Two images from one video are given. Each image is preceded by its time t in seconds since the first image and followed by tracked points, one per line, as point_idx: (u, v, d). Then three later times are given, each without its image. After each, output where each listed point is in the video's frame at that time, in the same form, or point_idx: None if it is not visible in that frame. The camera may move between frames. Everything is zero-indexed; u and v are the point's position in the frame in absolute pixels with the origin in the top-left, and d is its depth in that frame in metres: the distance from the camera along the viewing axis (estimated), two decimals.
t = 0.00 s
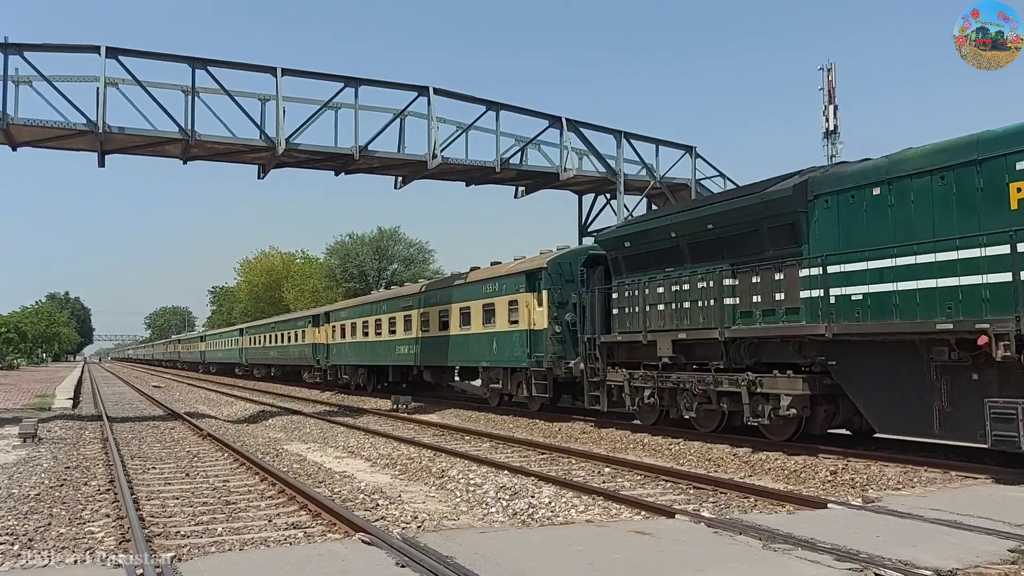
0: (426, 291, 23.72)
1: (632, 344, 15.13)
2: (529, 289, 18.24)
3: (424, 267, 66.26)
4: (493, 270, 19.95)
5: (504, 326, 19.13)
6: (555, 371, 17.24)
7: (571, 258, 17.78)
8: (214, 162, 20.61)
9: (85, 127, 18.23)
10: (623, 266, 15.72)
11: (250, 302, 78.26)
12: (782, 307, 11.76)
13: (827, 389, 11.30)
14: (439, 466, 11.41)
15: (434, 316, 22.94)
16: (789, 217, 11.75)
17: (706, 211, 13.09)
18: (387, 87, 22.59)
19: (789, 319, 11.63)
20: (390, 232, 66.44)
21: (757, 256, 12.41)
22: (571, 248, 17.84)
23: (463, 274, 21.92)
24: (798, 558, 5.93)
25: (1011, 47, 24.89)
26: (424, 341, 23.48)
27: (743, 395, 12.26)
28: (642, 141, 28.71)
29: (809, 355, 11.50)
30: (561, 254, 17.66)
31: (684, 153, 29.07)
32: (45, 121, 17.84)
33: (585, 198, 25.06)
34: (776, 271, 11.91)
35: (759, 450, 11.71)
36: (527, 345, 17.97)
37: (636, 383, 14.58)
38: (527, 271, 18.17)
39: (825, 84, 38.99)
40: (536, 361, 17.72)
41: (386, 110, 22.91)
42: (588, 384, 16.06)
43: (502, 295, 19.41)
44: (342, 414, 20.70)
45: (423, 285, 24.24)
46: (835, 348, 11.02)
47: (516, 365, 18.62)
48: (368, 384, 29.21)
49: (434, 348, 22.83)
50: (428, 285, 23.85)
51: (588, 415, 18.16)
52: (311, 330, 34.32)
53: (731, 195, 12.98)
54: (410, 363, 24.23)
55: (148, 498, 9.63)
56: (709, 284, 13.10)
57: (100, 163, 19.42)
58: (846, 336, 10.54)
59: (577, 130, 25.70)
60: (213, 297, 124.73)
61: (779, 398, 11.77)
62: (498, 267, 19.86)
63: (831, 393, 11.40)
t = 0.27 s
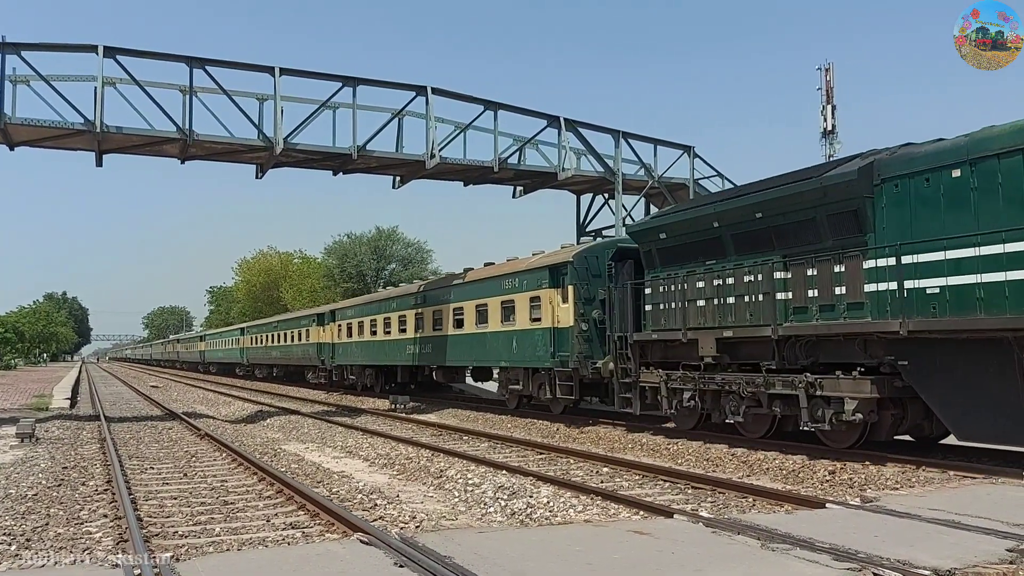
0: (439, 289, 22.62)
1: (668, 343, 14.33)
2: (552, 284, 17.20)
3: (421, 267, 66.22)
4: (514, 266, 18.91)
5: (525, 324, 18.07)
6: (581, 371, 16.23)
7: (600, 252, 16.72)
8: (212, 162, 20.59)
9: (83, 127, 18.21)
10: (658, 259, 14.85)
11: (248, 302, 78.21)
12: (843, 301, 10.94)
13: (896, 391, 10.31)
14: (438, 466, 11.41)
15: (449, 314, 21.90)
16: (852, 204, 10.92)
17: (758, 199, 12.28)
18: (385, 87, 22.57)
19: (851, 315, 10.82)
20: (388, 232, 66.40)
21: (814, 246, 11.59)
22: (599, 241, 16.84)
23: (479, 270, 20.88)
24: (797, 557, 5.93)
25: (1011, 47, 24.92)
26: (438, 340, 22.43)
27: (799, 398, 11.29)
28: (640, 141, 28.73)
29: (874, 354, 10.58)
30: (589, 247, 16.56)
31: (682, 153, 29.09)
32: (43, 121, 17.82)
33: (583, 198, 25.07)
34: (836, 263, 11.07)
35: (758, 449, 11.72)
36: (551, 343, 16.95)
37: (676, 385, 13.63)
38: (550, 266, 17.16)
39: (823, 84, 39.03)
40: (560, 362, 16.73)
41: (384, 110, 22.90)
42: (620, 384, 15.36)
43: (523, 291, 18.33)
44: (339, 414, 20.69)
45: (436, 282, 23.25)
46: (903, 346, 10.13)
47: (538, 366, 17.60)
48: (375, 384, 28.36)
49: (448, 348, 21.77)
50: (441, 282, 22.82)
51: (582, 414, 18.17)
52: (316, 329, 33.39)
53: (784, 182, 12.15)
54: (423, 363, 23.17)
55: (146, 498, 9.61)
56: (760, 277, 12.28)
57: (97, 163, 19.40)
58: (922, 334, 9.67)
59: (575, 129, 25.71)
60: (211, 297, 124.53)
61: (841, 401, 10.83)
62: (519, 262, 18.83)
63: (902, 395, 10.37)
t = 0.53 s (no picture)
0: (450, 285, 21.43)
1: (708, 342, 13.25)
2: (578, 280, 16.16)
3: (420, 267, 66.20)
4: (534, 261, 17.75)
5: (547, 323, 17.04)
6: (610, 373, 15.10)
7: (630, 245, 15.57)
8: (211, 162, 20.58)
9: (81, 127, 18.20)
10: (696, 253, 13.77)
11: (246, 302, 78.18)
12: (914, 297, 9.88)
13: (979, 394, 9.44)
14: (436, 466, 11.40)
15: (462, 312, 20.75)
16: (927, 188, 9.89)
17: (815, 184, 11.25)
18: (384, 87, 22.56)
19: (923, 312, 9.78)
20: (386, 232, 66.38)
21: (879, 236, 10.54)
22: (628, 234, 15.66)
23: (495, 266, 19.68)
24: (795, 557, 5.93)
25: (1011, 47, 24.93)
26: (450, 339, 21.29)
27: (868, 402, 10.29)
28: (638, 142, 28.73)
29: (954, 355, 9.65)
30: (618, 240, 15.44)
31: (680, 153, 29.09)
32: (41, 121, 17.80)
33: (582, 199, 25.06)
34: (907, 253, 10.01)
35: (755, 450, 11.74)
36: (578, 342, 15.94)
37: (720, 388, 12.62)
38: (576, 260, 16.03)
39: (821, 85, 39.06)
40: (588, 362, 15.73)
41: (382, 110, 22.89)
42: (654, 388, 14.25)
43: (545, 287, 17.26)
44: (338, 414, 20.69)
45: (446, 279, 22.06)
46: (989, 345, 9.27)
47: (563, 367, 16.56)
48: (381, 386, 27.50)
49: (461, 347, 20.65)
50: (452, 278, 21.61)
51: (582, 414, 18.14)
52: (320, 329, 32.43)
53: (846, 164, 11.08)
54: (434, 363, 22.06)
55: (144, 499, 9.60)
56: (818, 270, 11.20)
57: (96, 163, 19.39)
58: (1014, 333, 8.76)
59: (574, 130, 25.70)
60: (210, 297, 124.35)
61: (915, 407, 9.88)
62: (540, 257, 17.67)
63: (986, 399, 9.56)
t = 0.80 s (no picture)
0: (465, 282, 20.35)
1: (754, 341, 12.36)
2: (607, 275, 15.15)
3: (418, 267, 66.20)
4: (558, 255, 16.71)
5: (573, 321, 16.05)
6: (643, 374, 14.19)
7: (665, 237, 14.52)
8: (208, 162, 20.57)
9: (78, 127, 18.18)
10: (740, 245, 12.83)
11: (244, 302, 78.15)
12: (997, 290, 8.97)
13: None
14: (434, 466, 11.40)
15: (478, 310, 19.70)
16: (1013, 170, 8.93)
17: (880, 167, 10.30)
18: (382, 87, 22.56)
19: (1008, 307, 8.86)
20: (384, 232, 66.36)
21: (953, 225, 9.67)
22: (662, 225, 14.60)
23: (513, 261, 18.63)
24: (792, 557, 5.94)
25: (1011, 47, 24.95)
26: (465, 338, 20.27)
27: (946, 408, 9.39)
28: (636, 142, 28.75)
29: None
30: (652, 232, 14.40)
31: (678, 153, 29.09)
32: (38, 121, 17.78)
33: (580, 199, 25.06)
34: (988, 243, 9.10)
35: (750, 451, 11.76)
36: (608, 341, 14.98)
37: (771, 392, 11.71)
38: (605, 254, 15.02)
39: (819, 85, 39.10)
40: (618, 362, 14.78)
41: (380, 110, 22.90)
42: (693, 390, 13.32)
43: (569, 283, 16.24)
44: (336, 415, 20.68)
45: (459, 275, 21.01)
46: None
47: (591, 367, 15.59)
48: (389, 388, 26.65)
49: (477, 347, 19.63)
50: (466, 274, 20.56)
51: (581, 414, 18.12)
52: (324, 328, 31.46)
53: (917, 147, 10.14)
54: (448, 364, 21.05)
55: (142, 499, 9.60)
56: (883, 262, 10.34)
57: (93, 163, 19.37)
58: None
59: (572, 130, 25.70)
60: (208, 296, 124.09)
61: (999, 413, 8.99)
62: (564, 251, 16.65)
63: None
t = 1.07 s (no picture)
0: (482, 279, 19.34)
1: (807, 340, 11.40)
2: (640, 270, 14.22)
3: (417, 267, 66.20)
4: (584, 248, 15.77)
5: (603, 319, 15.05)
6: (681, 375, 13.25)
7: (704, 230, 13.68)
8: (206, 162, 20.56)
9: (76, 127, 18.17)
10: (790, 236, 11.89)
11: (242, 302, 78.10)
12: None
13: None
14: (432, 466, 11.42)
15: (496, 307, 18.69)
16: (1017, 169, 8.90)
17: (924, 157, 9.75)
18: (380, 87, 22.56)
19: None
20: (383, 232, 66.34)
21: None
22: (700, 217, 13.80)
23: (535, 256, 17.66)
24: (791, 557, 5.94)
25: (1011, 47, 24.97)
26: (482, 337, 19.26)
27: None
28: (634, 142, 28.77)
29: None
30: (690, 223, 13.63)
31: (676, 153, 29.13)
32: (37, 121, 17.77)
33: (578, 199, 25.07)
34: (988, 242, 9.06)
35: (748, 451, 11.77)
36: (641, 340, 14.02)
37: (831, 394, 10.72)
38: (638, 247, 14.08)
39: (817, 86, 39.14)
40: (652, 364, 13.83)
41: (379, 110, 22.91)
42: (738, 393, 12.36)
43: (597, 278, 15.26)
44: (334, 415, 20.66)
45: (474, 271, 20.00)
46: None
47: (621, 369, 14.60)
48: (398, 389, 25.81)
49: (495, 347, 18.63)
50: (482, 271, 19.56)
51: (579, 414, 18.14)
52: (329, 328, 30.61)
53: (977, 132, 9.41)
54: (463, 364, 20.03)
55: (140, 499, 9.60)
56: (958, 253, 9.40)
57: (91, 163, 19.36)
58: None
59: (570, 130, 25.72)
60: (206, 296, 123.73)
61: None
62: (591, 244, 15.70)
63: None
